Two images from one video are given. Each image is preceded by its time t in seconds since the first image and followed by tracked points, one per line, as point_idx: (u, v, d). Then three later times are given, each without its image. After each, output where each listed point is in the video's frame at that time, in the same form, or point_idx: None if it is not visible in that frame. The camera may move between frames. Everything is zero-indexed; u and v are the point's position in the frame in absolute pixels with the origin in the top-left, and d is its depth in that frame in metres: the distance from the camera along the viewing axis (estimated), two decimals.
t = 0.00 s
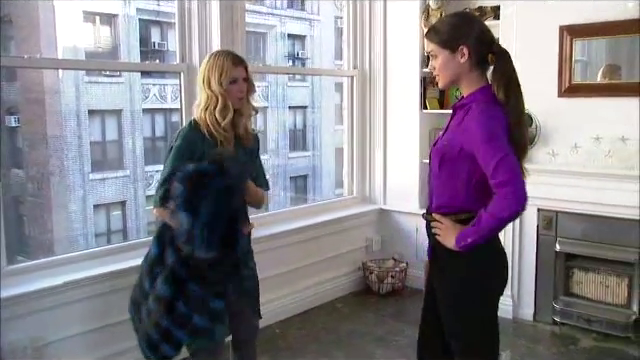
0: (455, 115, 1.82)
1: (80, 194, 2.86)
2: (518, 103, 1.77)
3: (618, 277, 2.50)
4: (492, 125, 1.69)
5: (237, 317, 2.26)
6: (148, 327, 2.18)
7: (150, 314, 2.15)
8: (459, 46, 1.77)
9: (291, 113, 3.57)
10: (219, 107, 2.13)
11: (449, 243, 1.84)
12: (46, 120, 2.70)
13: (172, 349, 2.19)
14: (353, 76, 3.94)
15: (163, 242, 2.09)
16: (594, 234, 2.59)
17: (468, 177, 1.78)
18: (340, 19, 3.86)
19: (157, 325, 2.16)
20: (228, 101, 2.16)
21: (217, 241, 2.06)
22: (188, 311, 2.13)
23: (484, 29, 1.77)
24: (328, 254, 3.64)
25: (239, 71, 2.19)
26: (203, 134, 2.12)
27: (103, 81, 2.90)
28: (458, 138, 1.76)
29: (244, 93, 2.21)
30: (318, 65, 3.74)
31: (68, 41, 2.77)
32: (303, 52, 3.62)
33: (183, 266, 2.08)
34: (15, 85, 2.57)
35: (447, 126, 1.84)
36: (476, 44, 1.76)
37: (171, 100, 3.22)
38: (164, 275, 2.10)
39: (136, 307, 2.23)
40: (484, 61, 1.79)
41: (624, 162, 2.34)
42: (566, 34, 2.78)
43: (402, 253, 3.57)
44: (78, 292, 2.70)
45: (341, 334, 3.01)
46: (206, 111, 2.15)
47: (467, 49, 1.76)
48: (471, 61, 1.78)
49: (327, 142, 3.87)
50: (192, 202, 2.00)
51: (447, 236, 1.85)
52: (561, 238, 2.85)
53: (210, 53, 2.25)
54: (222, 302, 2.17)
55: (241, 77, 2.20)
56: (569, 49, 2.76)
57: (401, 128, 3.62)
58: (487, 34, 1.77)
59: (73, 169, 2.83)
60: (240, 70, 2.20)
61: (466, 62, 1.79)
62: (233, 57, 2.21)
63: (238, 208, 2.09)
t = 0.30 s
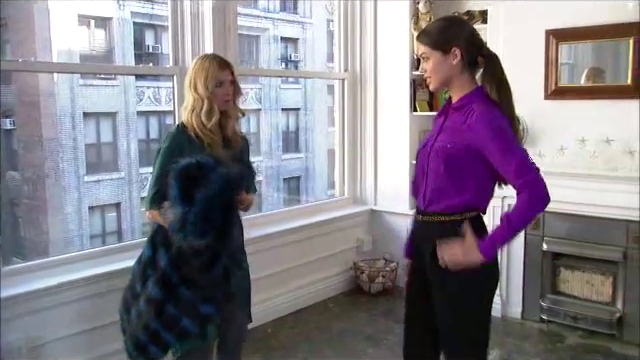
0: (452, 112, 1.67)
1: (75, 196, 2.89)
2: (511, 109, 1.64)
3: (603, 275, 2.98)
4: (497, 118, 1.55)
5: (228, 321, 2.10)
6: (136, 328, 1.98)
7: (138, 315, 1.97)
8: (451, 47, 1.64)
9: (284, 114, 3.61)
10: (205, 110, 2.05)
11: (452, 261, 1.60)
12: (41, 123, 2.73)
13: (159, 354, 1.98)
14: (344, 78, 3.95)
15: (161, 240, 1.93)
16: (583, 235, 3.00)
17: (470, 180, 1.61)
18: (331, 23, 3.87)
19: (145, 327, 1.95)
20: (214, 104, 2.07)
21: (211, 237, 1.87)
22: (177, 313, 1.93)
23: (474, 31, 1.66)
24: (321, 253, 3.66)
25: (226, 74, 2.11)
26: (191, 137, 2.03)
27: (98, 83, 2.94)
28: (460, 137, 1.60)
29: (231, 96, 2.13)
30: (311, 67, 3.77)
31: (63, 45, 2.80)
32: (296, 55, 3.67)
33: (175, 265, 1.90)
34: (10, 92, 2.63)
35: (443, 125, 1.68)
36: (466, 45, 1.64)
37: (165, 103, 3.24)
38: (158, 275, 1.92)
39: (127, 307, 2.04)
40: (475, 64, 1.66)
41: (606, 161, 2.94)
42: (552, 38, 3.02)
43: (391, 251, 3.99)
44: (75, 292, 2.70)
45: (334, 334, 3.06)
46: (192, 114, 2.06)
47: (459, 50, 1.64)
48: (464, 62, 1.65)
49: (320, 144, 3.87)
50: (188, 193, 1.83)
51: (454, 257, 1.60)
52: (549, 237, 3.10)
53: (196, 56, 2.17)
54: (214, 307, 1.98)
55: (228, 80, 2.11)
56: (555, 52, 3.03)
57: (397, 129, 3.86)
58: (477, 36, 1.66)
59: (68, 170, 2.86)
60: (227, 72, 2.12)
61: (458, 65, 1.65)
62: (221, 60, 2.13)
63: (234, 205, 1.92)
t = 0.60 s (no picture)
0: (442, 117, 1.77)
1: (69, 198, 2.92)
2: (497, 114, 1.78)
3: (590, 277, 3.07)
4: (494, 126, 1.70)
5: (219, 322, 2.15)
6: (133, 326, 2.04)
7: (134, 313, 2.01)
8: (442, 52, 1.73)
9: (277, 117, 3.64)
10: (199, 111, 2.06)
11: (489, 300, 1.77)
12: (36, 126, 2.76)
13: (154, 351, 2.04)
14: (336, 82, 3.98)
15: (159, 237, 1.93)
16: (571, 238, 3.09)
17: (468, 181, 1.73)
18: (325, 26, 3.91)
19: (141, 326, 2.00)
20: (208, 105, 2.08)
21: (204, 234, 1.88)
22: (169, 314, 1.96)
23: (461, 37, 1.76)
24: (313, 255, 3.70)
25: (219, 75, 2.11)
26: (185, 139, 2.04)
27: (93, 86, 2.98)
28: (460, 140, 1.71)
29: (225, 97, 2.14)
30: (304, 71, 3.80)
31: (58, 47, 2.82)
32: (290, 59, 3.69)
33: (168, 263, 1.91)
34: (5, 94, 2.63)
35: (436, 128, 1.77)
36: (455, 50, 1.74)
37: (159, 105, 3.27)
38: (154, 274, 1.95)
39: (127, 306, 2.08)
40: (463, 68, 1.76)
41: (592, 165, 2.75)
42: (540, 43, 2.96)
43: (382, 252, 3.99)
44: (71, 293, 2.73)
45: (327, 333, 3.09)
46: (186, 115, 2.07)
47: (450, 54, 1.73)
48: (453, 66, 1.75)
49: (312, 147, 3.90)
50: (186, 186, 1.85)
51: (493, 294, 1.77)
52: (538, 240, 3.20)
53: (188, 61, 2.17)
54: (203, 310, 1.98)
55: (221, 81, 2.11)
56: (543, 58, 2.98)
57: (389, 134, 3.92)
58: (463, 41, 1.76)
59: (62, 173, 2.88)
60: (220, 74, 2.12)
61: (448, 69, 1.75)
62: (212, 62, 2.13)
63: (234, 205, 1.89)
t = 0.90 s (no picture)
0: (448, 115, 1.80)
1: (75, 198, 2.93)
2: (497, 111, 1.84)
3: (592, 273, 3.06)
4: (498, 123, 1.76)
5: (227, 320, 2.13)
6: (148, 323, 2.07)
7: (151, 311, 2.05)
8: (448, 52, 1.75)
9: (280, 117, 3.65)
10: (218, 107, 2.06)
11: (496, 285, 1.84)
12: (42, 127, 2.78)
13: (171, 348, 2.08)
14: (341, 82, 4.01)
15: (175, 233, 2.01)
16: (574, 233, 3.09)
17: (476, 176, 1.78)
18: (329, 26, 3.94)
19: (158, 322, 2.04)
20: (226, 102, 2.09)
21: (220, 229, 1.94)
22: (187, 309, 2.01)
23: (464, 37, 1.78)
24: (318, 252, 3.72)
25: (233, 74, 2.14)
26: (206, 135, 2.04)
27: (98, 87, 2.98)
28: (468, 137, 1.75)
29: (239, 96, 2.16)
30: (307, 72, 3.82)
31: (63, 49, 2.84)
32: (292, 59, 3.72)
33: (184, 258, 1.97)
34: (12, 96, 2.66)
35: (441, 126, 1.80)
36: (458, 50, 1.77)
37: (163, 105, 3.28)
38: (170, 269, 2.00)
39: (136, 305, 2.12)
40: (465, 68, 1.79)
41: (595, 163, 3.00)
42: (543, 42, 3.08)
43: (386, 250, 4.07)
44: (85, 288, 2.69)
45: (334, 332, 3.11)
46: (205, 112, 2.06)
47: (455, 54, 1.76)
48: (457, 66, 1.78)
49: (317, 145, 3.92)
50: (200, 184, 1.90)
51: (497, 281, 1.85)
52: (542, 236, 3.19)
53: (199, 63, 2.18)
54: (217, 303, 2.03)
55: (235, 81, 2.14)
56: (546, 55, 3.08)
57: (392, 134, 3.94)
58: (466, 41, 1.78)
59: (68, 173, 2.90)
60: (234, 74, 2.15)
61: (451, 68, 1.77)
62: (225, 63, 2.16)
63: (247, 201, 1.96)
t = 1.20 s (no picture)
0: (443, 108, 1.81)
1: (71, 192, 2.91)
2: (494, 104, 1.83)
3: (587, 265, 3.13)
4: (491, 114, 1.75)
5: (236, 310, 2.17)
6: (163, 315, 2.13)
7: (167, 302, 2.11)
8: (442, 47, 1.76)
9: (277, 110, 3.64)
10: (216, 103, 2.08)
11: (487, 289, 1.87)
12: (38, 121, 2.75)
13: (187, 339, 2.13)
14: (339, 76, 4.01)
15: (185, 226, 2.09)
16: (570, 226, 3.15)
17: (470, 169, 1.78)
18: (326, 21, 3.94)
19: (173, 313, 2.11)
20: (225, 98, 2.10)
21: (230, 220, 2.02)
22: (202, 298, 2.07)
23: (463, 34, 1.78)
24: (316, 244, 3.74)
25: (236, 68, 2.15)
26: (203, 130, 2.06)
27: (94, 81, 2.96)
28: (460, 130, 1.76)
29: (243, 89, 2.16)
30: (303, 66, 3.80)
31: (58, 42, 2.81)
32: (289, 52, 3.71)
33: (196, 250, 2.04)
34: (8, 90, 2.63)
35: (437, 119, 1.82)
36: (455, 45, 1.77)
37: (160, 99, 3.26)
38: (183, 261, 2.07)
39: (150, 299, 2.21)
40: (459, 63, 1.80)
41: (590, 157, 3.00)
42: (539, 37, 3.14)
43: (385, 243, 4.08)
44: (91, 279, 2.69)
45: (335, 324, 3.14)
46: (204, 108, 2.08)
47: (449, 49, 1.76)
48: (452, 60, 1.79)
49: (314, 139, 3.92)
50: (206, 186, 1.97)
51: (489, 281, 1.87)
52: (537, 228, 3.25)
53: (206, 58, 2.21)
54: (233, 291, 2.09)
55: (240, 75, 2.15)
56: (542, 51, 3.14)
57: (390, 128, 3.96)
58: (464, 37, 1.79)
59: (64, 167, 2.87)
60: (237, 68, 2.16)
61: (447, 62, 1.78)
62: (230, 58, 2.18)
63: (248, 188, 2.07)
